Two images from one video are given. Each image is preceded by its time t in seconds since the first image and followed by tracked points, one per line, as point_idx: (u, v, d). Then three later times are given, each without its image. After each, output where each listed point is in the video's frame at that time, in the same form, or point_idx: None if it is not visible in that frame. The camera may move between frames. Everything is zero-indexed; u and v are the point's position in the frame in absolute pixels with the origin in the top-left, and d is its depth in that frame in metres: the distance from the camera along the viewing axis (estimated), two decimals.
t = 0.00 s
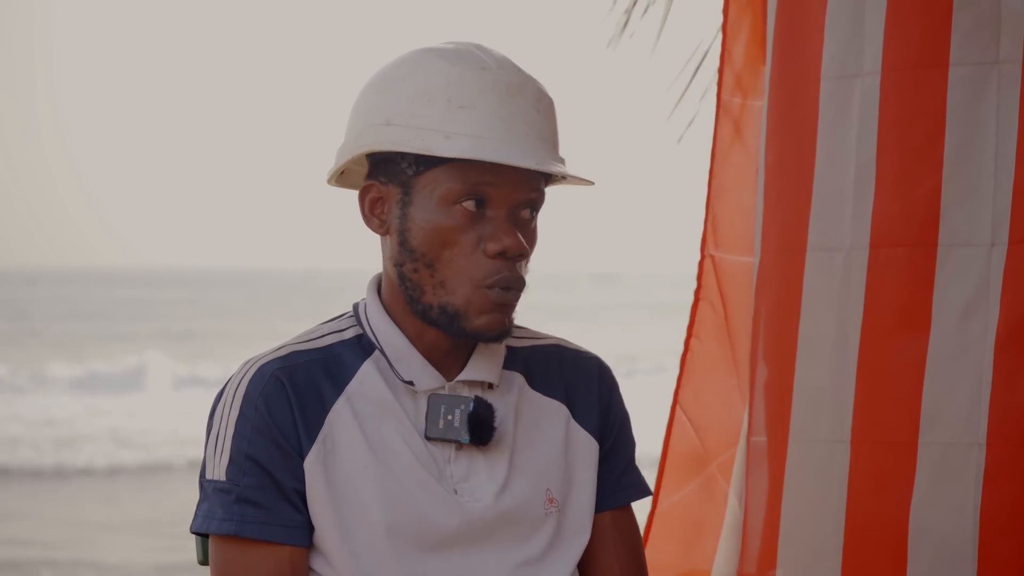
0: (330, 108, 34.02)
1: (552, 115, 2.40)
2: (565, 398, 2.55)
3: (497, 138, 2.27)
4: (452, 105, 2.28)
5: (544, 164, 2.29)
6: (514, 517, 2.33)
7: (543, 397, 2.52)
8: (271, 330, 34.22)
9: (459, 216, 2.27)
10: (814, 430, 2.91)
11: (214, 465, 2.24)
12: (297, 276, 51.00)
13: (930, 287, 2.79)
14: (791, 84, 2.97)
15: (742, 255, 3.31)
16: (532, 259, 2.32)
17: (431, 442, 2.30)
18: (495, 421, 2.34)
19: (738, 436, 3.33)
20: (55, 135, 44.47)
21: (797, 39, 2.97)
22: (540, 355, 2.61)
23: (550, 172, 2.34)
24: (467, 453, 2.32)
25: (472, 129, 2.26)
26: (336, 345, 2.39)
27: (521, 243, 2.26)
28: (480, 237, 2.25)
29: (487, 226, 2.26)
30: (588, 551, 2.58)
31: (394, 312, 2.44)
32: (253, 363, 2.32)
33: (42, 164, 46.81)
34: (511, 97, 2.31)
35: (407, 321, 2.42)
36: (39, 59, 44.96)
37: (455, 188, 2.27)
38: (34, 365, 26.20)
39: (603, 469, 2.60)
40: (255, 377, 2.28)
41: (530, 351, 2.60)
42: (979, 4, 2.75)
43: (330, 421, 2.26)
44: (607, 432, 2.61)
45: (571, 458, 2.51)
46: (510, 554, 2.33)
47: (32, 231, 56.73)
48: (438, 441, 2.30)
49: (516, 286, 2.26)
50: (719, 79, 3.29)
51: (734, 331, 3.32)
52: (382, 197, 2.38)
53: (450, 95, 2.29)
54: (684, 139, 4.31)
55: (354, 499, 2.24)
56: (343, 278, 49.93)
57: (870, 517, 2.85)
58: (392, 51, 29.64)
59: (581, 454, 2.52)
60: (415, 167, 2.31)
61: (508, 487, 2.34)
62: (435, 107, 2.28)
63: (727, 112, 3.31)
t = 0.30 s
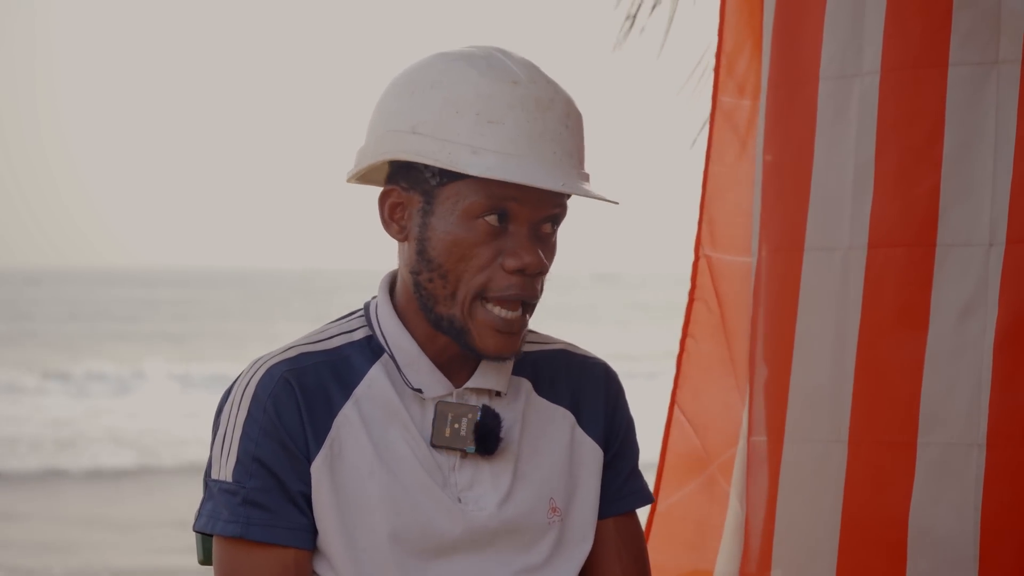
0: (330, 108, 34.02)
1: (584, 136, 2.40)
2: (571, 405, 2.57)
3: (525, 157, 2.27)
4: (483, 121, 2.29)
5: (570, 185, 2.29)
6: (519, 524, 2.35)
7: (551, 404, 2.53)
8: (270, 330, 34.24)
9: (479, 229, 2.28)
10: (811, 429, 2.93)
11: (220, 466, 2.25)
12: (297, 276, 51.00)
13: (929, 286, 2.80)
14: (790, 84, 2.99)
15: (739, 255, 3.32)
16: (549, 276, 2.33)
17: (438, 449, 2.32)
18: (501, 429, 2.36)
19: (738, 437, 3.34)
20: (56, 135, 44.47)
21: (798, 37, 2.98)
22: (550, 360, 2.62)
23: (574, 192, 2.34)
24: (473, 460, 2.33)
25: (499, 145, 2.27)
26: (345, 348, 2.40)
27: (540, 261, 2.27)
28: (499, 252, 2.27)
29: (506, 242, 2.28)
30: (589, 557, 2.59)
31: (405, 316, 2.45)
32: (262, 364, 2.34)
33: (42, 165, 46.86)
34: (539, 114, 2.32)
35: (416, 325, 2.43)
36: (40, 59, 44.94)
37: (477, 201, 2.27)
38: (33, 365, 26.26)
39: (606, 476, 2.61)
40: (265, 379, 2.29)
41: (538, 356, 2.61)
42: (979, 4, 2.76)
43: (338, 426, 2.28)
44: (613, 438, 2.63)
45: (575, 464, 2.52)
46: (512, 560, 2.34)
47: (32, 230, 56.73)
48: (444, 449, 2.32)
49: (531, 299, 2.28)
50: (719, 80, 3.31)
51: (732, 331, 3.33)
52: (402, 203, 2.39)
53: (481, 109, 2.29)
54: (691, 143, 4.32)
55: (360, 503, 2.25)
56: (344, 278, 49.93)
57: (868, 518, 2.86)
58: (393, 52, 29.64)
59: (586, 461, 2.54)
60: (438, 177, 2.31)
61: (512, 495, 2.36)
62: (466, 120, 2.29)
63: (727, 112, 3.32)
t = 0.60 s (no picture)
0: (329, 107, 34.06)
1: (570, 130, 2.41)
2: (566, 403, 2.56)
3: (512, 151, 2.28)
4: (471, 116, 2.29)
5: (557, 180, 2.29)
6: (516, 523, 2.34)
7: (545, 401, 2.53)
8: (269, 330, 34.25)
9: (467, 225, 2.28)
10: (807, 429, 2.92)
11: (216, 470, 2.26)
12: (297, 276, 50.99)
13: (926, 287, 2.80)
14: (787, 83, 2.98)
15: (737, 255, 3.31)
16: (538, 271, 2.33)
17: (433, 448, 2.31)
18: (498, 427, 2.36)
19: (734, 437, 3.33)
20: (56, 135, 44.50)
21: (794, 33, 2.98)
22: (544, 359, 2.61)
23: (561, 186, 2.34)
24: (469, 459, 2.33)
25: (487, 141, 2.27)
26: (339, 347, 2.40)
27: (528, 255, 2.27)
28: (487, 247, 2.27)
29: (494, 236, 2.28)
30: (587, 555, 2.59)
31: (398, 315, 2.46)
32: (257, 366, 2.34)
33: (41, 165, 46.90)
34: (528, 109, 2.32)
35: (410, 325, 2.43)
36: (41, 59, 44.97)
37: (464, 196, 2.28)
38: (32, 366, 26.25)
39: (603, 474, 2.61)
40: (259, 381, 2.29)
41: (533, 354, 2.61)
42: (978, 3, 2.76)
43: (333, 426, 2.28)
44: (609, 437, 2.62)
45: (573, 460, 2.52)
46: (510, 559, 2.34)
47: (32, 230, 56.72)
48: (439, 448, 2.31)
49: (520, 297, 2.28)
50: (716, 79, 3.30)
51: (729, 331, 3.32)
52: (390, 198, 2.40)
53: (469, 105, 2.29)
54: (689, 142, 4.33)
55: (356, 502, 2.25)
56: (344, 278, 49.95)
57: (865, 517, 2.86)
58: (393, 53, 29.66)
59: (582, 459, 2.53)
60: (426, 172, 2.32)
61: (509, 493, 2.35)
62: (452, 116, 2.29)
63: (725, 112, 3.32)
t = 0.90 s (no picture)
0: (331, 107, 33.99)
1: (556, 126, 2.41)
2: (564, 401, 2.56)
3: (501, 148, 2.28)
4: (457, 112, 2.29)
5: (546, 174, 2.31)
6: (514, 523, 2.34)
7: (542, 400, 2.53)
8: (270, 330, 34.22)
9: (457, 223, 2.29)
10: (807, 430, 2.93)
11: (213, 472, 2.25)
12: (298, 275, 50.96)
13: (924, 287, 2.79)
14: (789, 84, 2.99)
15: (740, 254, 3.30)
16: (529, 266, 2.34)
17: (431, 448, 2.31)
18: (494, 426, 2.36)
19: (735, 438, 3.32)
20: (56, 135, 44.52)
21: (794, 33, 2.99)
22: (540, 358, 2.61)
23: (550, 181, 2.34)
24: (466, 458, 2.33)
25: (473, 138, 2.28)
26: (335, 349, 2.41)
27: (518, 251, 2.28)
28: (479, 244, 2.28)
29: (486, 233, 2.28)
30: (587, 553, 2.59)
31: (394, 316, 2.46)
32: (253, 368, 2.34)
33: (41, 165, 46.89)
34: (514, 105, 2.33)
35: (404, 324, 2.44)
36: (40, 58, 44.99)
37: (454, 194, 2.29)
38: (32, 366, 26.23)
39: (601, 472, 2.60)
40: (255, 383, 2.29)
41: (529, 353, 2.61)
42: (977, 2, 2.74)
43: (330, 427, 2.28)
44: (607, 435, 2.62)
45: (571, 458, 2.52)
46: (509, 558, 2.33)
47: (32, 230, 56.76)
48: (437, 448, 2.31)
49: (513, 293, 2.28)
50: (717, 81, 3.30)
51: (732, 332, 3.31)
52: (380, 199, 2.40)
53: (454, 102, 2.30)
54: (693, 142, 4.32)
55: (354, 503, 2.26)
56: (344, 278, 49.91)
57: (865, 517, 2.84)
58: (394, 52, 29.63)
59: (581, 457, 2.53)
60: (415, 171, 2.32)
61: (507, 492, 2.36)
62: (439, 113, 2.30)
63: (727, 112, 3.31)
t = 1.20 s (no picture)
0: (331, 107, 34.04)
1: (537, 108, 2.43)
2: (564, 396, 2.55)
3: (488, 132, 2.30)
4: (438, 102, 2.30)
5: (532, 155, 2.32)
6: (516, 518, 2.34)
7: (542, 395, 2.52)
8: (270, 330, 34.22)
9: (449, 212, 2.29)
10: (808, 428, 2.92)
11: (213, 471, 2.25)
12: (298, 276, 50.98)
13: (925, 286, 2.79)
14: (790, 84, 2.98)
15: (740, 255, 3.28)
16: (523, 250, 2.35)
17: (431, 443, 2.31)
18: (494, 420, 2.35)
19: (735, 437, 3.30)
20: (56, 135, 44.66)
21: (796, 33, 2.98)
22: (539, 354, 2.61)
23: (536, 162, 2.36)
24: (467, 453, 2.33)
25: (458, 123, 2.28)
26: (334, 348, 2.40)
27: (514, 234, 2.29)
28: (472, 231, 2.28)
29: (478, 219, 2.29)
30: (587, 549, 2.58)
31: (391, 312, 2.46)
32: (250, 367, 2.34)
33: (41, 165, 46.88)
34: (494, 89, 2.34)
35: (402, 321, 2.44)
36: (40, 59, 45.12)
37: (444, 183, 2.30)
38: (32, 367, 26.25)
39: (602, 466, 2.60)
40: (254, 381, 2.29)
41: (527, 350, 2.60)
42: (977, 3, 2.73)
43: (329, 425, 2.28)
44: (608, 429, 2.61)
45: (571, 455, 2.51)
46: (511, 554, 2.33)
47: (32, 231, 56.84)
48: (437, 442, 2.31)
49: (511, 277, 2.29)
50: (717, 80, 3.28)
51: (732, 331, 3.30)
52: (370, 200, 2.41)
53: (435, 92, 2.30)
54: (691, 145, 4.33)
55: (353, 500, 2.25)
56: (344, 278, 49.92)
57: (868, 518, 2.84)
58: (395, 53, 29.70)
59: (581, 452, 2.52)
60: (403, 167, 2.34)
61: (509, 487, 2.35)
62: (421, 105, 2.30)
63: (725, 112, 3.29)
